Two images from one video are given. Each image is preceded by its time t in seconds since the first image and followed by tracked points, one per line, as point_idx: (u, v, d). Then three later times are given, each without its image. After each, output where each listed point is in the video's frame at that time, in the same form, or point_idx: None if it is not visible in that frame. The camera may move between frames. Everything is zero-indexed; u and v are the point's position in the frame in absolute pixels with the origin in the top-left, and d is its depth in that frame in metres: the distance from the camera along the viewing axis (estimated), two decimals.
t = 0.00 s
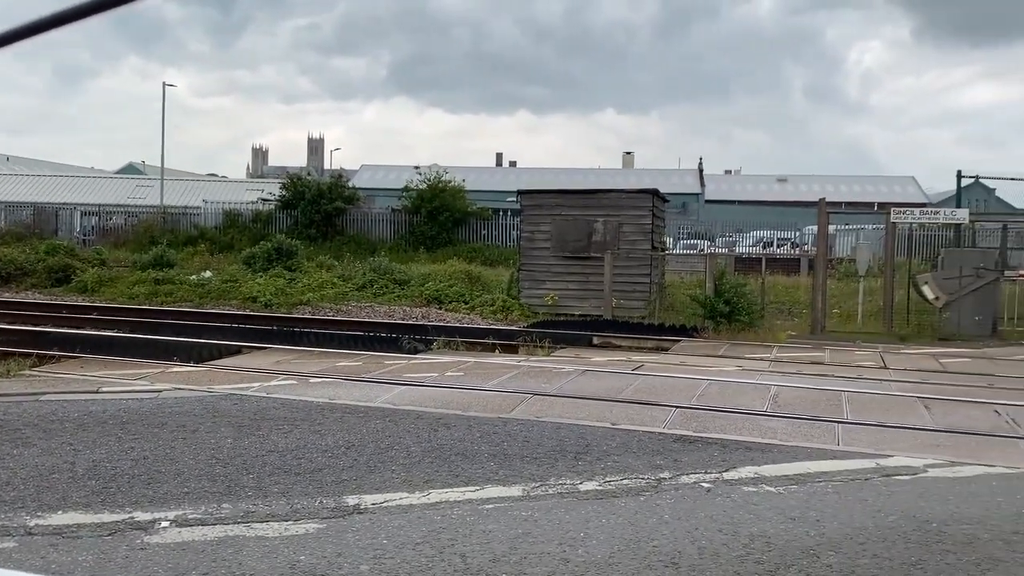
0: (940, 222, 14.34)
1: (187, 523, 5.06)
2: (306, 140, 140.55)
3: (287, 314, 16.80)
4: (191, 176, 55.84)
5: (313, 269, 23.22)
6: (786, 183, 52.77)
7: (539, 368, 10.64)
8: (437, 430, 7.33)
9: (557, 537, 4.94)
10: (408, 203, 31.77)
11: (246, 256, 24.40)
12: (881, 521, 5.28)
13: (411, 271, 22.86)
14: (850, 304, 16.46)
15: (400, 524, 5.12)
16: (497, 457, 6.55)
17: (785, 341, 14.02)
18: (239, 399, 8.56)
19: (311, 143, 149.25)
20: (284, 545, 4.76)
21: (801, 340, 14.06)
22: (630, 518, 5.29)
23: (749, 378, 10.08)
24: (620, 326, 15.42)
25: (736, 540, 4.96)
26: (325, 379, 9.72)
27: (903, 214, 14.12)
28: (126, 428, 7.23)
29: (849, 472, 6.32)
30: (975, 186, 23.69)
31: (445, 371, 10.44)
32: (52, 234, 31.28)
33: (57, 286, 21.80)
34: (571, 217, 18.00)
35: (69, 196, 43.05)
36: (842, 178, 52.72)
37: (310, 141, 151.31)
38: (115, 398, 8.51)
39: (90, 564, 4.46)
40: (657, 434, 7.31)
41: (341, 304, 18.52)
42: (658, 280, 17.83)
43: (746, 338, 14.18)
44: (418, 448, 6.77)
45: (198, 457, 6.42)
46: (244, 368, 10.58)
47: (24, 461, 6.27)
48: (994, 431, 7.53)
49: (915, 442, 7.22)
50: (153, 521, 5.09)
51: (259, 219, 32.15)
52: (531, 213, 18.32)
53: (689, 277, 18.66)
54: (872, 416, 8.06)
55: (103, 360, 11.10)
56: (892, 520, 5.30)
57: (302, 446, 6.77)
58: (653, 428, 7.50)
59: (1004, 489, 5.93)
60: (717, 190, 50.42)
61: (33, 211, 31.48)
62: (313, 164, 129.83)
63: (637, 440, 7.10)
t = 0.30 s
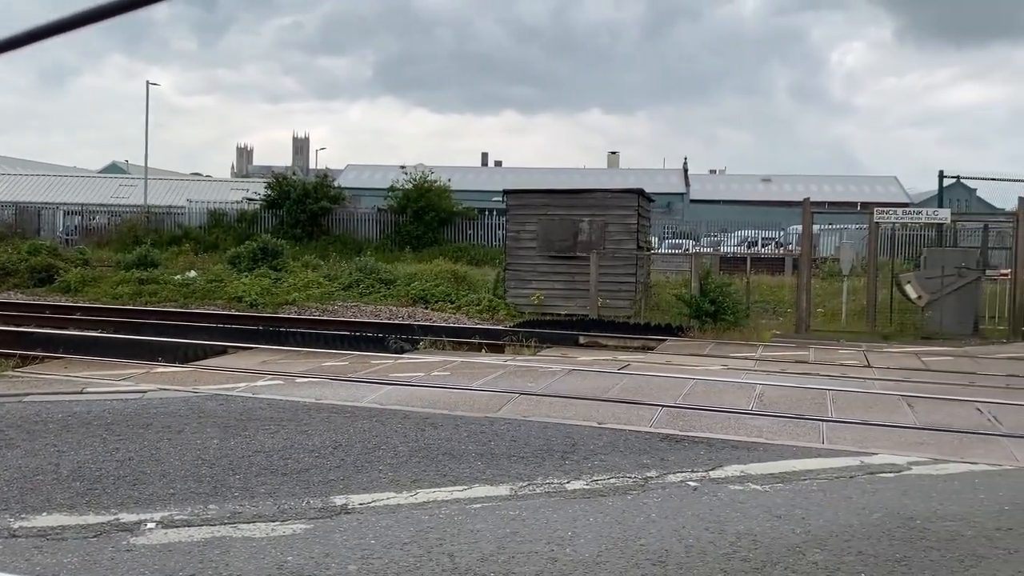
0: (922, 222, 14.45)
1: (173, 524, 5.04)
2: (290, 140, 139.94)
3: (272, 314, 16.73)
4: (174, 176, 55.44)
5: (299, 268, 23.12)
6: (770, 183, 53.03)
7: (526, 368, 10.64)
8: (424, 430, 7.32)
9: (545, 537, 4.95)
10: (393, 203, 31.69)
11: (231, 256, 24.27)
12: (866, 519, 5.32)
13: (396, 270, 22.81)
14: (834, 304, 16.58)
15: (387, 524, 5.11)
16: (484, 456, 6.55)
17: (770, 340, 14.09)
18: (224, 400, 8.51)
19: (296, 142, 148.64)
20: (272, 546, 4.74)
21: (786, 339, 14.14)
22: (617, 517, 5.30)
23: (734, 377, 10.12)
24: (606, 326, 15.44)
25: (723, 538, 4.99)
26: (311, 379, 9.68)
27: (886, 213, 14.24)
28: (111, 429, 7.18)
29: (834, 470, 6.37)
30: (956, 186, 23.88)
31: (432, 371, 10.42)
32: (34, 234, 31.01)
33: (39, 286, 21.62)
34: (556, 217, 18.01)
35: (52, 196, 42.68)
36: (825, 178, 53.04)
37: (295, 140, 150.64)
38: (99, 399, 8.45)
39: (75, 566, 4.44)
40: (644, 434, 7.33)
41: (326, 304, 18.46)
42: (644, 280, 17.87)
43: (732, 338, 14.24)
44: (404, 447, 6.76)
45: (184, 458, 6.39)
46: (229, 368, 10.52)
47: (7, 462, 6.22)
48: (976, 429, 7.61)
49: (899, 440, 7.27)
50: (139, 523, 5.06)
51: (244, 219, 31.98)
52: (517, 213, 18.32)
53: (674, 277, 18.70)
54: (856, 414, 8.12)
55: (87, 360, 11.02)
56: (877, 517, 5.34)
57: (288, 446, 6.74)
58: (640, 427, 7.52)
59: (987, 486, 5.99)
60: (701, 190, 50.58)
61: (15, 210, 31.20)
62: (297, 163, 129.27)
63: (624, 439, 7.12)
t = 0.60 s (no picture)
0: (917, 221, 14.49)
1: (170, 525, 5.03)
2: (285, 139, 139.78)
3: (268, 314, 16.72)
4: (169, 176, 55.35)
5: (294, 268, 23.09)
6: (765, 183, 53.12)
7: (522, 368, 10.64)
8: (421, 430, 7.32)
9: (543, 537, 4.95)
10: (389, 203, 31.67)
11: (226, 256, 24.21)
12: (863, 518, 5.33)
13: (393, 270, 22.80)
14: (830, 303, 16.61)
15: (385, 524, 5.11)
16: (481, 456, 6.55)
17: (766, 339, 14.12)
18: (221, 400, 8.50)
19: (291, 142, 148.45)
20: (269, 547, 4.74)
21: (782, 339, 14.17)
22: (615, 517, 5.30)
23: (731, 376, 10.13)
24: (602, 326, 15.43)
25: (720, 538, 4.99)
26: (308, 379, 9.67)
27: (882, 213, 14.24)
28: (107, 430, 7.16)
29: (830, 469, 6.38)
30: (949, 186, 23.95)
31: (428, 371, 10.42)
32: (29, 234, 30.94)
33: (34, 286, 21.57)
34: (552, 217, 18.02)
35: (46, 196, 42.58)
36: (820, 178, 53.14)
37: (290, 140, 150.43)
38: (95, 400, 8.43)
39: (72, 567, 4.42)
40: (640, 433, 7.33)
41: (322, 304, 18.43)
42: (641, 280, 17.89)
43: (728, 337, 14.26)
44: (402, 448, 6.75)
45: (181, 459, 6.37)
46: (226, 368, 10.52)
47: (3, 464, 6.20)
48: (972, 428, 7.63)
49: (895, 439, 7.29)
50: (136, 524, 5.04)
51: (239, 219, 31.91)
52: (512, 212, 18.32)
53: (670, 277, 18.72)
54: (853, 414, 8.13)
55: (82, 361, 11.01)
56: (873, 516, 5.35)
57: (285, 447, 6.73)
58: (637, 427, 7.52)
59: (983, 485, 6.00)
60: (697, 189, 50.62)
61: (9, 211, 31.13)
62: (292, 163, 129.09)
63: (621, 439, 7.12)
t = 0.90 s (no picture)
0: (917, 220, 14.46)
1: (171, 525, 5.03)
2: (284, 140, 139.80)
3: (268, 313, 16.71)
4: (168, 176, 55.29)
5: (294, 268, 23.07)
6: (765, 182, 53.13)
7: (523, 367, 10.62)
8: (422, 430, 7.31)
9: (544, 536, 4.94)
10: (389, 203, 31.66)
11: (226, 256, 24.20)
12: (864, 516, 5.33)
13: (392, 270, 22.78)
14: (830, 302, 16.59)
15: (386, 524, 5.10)
16: (482, 456, 6.53)
17: (766, 338, 14.11)
18: (221, 400, 8.49)
19: (290, 142, 148.59)
20: (270, 546, 4.73)
21: (783, 338, 14.18)
22: (615, 516, 5.29)
23: (732, 376, 10.12)
24: (603, 325, 15.41)
25: (721, 537, 4.98)
26: (308, 379, 9.66)
27: (882, 211, 14.22)
28: (107, 430, 7.15)
29: (831, 467, 6.38)
30: (948, 185, 23.97)
31: (428, 371, 10.40)
32: (28, 234, 30.92)
33: (34, 286, 21.57)
34: (552, 216, 18.01)
35: (45, 196, 42.56)
36: (820, 177, 53.16)
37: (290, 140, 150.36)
38: (95, 400, 8.42)
39: (73, 567, 4.42)
40: (641, 433, 7.32)
41: (323, 304, 18.42)
42: (641, 279, 17.89)
43: (729, 336, 14.26)
44: (402, 447, 6.75)
45: (181, 459, 6.37)
46: (226, 368, 10.50)
47: (3, 464, 6.19)
48: (973, 426, 7.63)
49: (897, 438, 7.28)
50: (136, 524, 5.04)
51: (239, 219, 31.89)
52: (512, 212, 18.31)
53: (671, 276, 18.71)
54: (854, 413, 8.12)
55: (82, 361, 11.00)
56: (875, 515, 5.35)
57: (286, 447, 6.73)
58: (638, 427, 7.51)
59: (985, 483, 6.00)
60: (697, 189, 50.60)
61: (9, 211, 31.12)
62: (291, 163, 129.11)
63: (622, 439, 7.11)
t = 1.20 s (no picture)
0: (919, 218, 14.46)
1: (173, 524, 5.03)
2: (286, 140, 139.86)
3: (270, 313, 16.71)
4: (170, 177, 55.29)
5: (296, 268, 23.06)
6: (767, 180, 53.07)
7: (525, 366, 10.60)
8: (424, 429, 7.30)
9: (546, 536, 4.94)
10: (390, 203, 31.65)
11: (228, 256, 24.21)
12: (866, 515, 5.33)
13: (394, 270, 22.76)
14: (832, 301, 16.57)
15: (388, 523, 5.10)
16: (484, 455, 6.53)
17: (768, 337, 14.10)
18: (223, 400, 8.49)
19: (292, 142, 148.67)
20: (272, 546, 4.74)
21: (785, 337, 14.15)
22: (618, 516, 5.29)
23: (733, 374, 10.11)
24: (606, 324, 15.39)
25: (724, 536, 4.98)
26: (310, 379, 9.66)
27: (884, 210, 14.19)
28: (109, 430, 7.15)
29: (834, 466, 6.37)
30: (951, 184, 23.93)
31: (430, 370, 10.39)
32: (31, 234, 30.95)
33: (36, 286, 21.59)
34: (554, 215, 18.00)
35: (47, 196, 42.60)
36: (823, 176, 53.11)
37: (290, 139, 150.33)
38: (97, 400, 8.42)
39: (76, 567, 4.43)
40: (643, 432, 7.30)
41: (325, 304, 18.40)
42: (643, 278, 17.88)
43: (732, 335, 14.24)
44: (404, 447, 6.74)
45: (183, 458, 6.37)
46: (228, 368, 10.51)
47: (6, 464, 6.19)
48: (976, 425, 7.62)
49: (900, 437, 7.27)
50: (139, 523, 5.04)
51: (240, 219, 31.89)
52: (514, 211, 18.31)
53: (673, 275, 18.70)
54: (856, 412, 8.12)
55: (85, 361, 11.00)
56: (877, 514, 5.34)
57: (288, 446, 6.73)
58: (640, 426, 7.50)
59: (987, 482, 5.99)
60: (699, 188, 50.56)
61: (11, 211, 31.13)
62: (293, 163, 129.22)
63: (624, 438, 7.11)
